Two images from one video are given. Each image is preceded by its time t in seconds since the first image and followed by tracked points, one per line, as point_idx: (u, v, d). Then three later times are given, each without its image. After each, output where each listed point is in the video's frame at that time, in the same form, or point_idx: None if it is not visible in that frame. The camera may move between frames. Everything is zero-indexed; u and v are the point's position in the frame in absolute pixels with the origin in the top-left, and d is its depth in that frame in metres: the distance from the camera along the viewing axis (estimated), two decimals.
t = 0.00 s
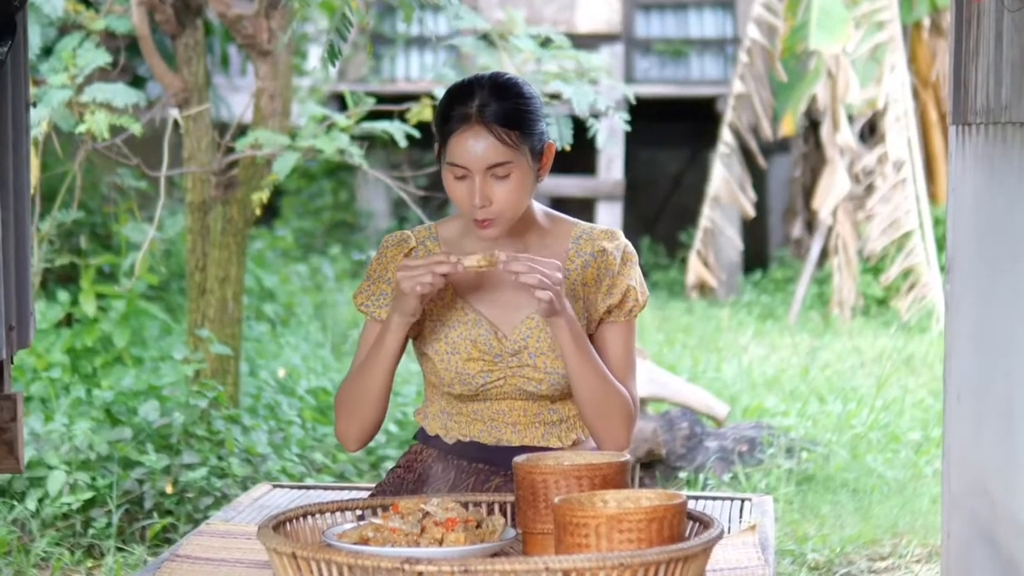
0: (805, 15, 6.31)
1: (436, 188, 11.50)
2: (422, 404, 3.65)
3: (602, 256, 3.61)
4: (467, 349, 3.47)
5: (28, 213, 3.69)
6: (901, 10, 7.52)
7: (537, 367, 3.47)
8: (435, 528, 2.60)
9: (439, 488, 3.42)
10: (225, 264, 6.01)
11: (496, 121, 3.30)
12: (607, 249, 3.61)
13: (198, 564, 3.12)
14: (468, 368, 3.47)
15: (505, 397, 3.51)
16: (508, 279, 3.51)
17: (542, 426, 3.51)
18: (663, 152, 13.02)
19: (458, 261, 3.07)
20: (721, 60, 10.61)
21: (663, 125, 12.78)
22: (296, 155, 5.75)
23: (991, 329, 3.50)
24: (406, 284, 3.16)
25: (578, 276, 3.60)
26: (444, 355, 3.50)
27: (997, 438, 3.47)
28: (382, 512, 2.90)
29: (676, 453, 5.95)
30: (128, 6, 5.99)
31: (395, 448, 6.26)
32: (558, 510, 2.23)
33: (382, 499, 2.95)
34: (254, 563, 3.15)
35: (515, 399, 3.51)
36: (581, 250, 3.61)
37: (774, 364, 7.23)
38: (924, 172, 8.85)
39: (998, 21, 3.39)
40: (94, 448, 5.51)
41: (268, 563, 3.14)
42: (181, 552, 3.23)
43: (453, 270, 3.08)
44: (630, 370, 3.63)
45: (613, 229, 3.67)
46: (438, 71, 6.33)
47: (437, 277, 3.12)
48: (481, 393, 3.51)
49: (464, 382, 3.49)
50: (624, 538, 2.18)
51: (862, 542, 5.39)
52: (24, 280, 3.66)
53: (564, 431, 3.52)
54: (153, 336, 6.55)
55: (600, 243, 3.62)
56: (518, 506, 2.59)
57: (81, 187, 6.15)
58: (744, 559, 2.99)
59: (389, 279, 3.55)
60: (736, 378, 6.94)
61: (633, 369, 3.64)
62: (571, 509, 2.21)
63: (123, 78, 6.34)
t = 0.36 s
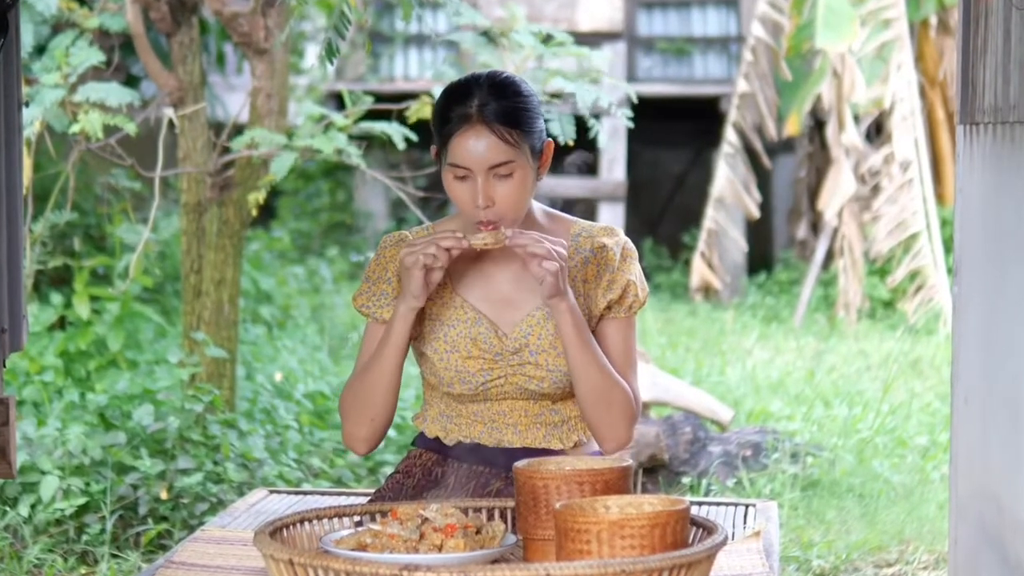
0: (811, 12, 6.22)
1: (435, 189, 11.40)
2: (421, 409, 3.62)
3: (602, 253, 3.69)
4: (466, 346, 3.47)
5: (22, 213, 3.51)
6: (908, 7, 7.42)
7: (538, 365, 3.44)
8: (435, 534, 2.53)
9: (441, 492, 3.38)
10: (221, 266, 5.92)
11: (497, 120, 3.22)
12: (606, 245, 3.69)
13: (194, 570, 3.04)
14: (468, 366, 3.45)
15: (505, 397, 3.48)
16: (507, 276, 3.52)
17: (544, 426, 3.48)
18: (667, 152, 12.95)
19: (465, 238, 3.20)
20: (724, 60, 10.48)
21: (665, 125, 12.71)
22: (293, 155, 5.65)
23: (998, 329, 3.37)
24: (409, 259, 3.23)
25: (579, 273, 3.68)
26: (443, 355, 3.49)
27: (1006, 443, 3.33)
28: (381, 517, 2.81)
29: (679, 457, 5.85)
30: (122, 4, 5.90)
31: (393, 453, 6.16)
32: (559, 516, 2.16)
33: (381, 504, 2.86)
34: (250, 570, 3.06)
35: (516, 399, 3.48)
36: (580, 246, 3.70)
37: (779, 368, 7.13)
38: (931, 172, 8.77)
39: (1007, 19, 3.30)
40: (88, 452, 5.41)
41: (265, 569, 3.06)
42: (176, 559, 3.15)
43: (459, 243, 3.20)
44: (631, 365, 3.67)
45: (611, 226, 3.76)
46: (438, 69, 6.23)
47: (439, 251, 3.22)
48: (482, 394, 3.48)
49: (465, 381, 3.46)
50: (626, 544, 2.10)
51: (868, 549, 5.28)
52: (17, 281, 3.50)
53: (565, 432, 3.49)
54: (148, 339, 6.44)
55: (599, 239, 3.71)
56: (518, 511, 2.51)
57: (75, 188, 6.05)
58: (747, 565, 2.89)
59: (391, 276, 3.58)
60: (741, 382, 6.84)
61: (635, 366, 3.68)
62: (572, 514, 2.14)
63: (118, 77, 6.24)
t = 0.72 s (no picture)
0: (816, 11, 6.13)
1: (434, 189, 11.31)
2: (420, 411, 3.61)
3: (602, 254, 3.60)
4: (466, 349, 3.44)
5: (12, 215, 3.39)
6: (915, 5, 7.31)
7: (539, 366, 3.42)
8: (433, 541, 2.50)
9: (439, 497, 3.34)
10: (216, 268, 5.83)
11: (496, 118, 3.13)
12: (607, 246, 3.60)
13: None
14: (467, 369, 3.42)
15: (505, 401, 3.45)
16: (506, 277, 3.49)
17: (544, 430, 3.46)
18: (670, 152, 12.85)
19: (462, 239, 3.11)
20: (728, 58, 10.43)
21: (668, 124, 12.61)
22: (290, 155, 5.56)
23: (1008, 330, 3.22)
24: (406, 263, 3.14)
25: (580, 274, 3.59)
26: (442, 357, 3.46)
27: (1016, 443, 3.20)
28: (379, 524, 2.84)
29: (683, 463, 5.75)
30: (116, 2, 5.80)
31: (392, 458, 6.07)
32: (562, 522, 2.21)
33: (379, 511, 2.90)
34: None
35: (516, 402, 3.45)
36: (581, 248, 3.61)
37: (784, 371, 7.02)
38: (939, 172, 8.67)
39: (1016, 16, 3.15)
40: (81, 457, 5.31)
41: None
42: (170, 565, 3.08)
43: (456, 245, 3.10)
44: (634, 368, 3.59)
45: (613, 227, 3.66)
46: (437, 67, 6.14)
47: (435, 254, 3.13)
48: (482, 397, 3.45)
49: (464, 383, 3.43)
50: (629, 550, 2.16)
51: (874, 555, 5.18)
52: (8, 286, 3.38)
53: (566, 436, 3.47)
54: (142, 342, 6.34)
55: (600, 240, 3.61)
56: (519, 518, 2.55)
57: (67, 189, 5.94)
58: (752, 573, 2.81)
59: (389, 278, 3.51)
60: (745, 386, 6.73)
61: (638, 369, 3.60)
62: (574, 520, 2.19)
63: (111, 76, 6.13)
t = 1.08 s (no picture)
0: (822, 8, 6.04)
1: (433, 191, 11.22)
2: (419, 415, 3.51)
3: (605, 256, 3.48)
4: (467, 352, 3.39)
5: None
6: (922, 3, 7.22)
7: (540, 370, 3.35)
8: (432, 548, 2.48)
9: (438, 504, 3.28)
10: (212, 270, 5.73)
11: (498, 117, 3.04)
12: (610, 248, 3.48)
13: None
14: (468, 373, 3.37)
15: (506, 406, 3.38)
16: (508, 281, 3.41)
17: (545, 435, 3.37)
18: (673, 152, 12.76)
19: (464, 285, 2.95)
20: (732, 57, 10.36)
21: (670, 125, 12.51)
22: (287, 155, 5.46)
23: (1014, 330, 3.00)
24: (412, 328, 2.96)
25: (582, 278, 3.46)
26: (443, 362, 3.40)
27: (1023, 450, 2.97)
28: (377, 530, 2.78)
29: (686, 468, 5.67)
30: None
31: (390, 463, 5.97)
32: (563, 528, 2.13)
33: (377, 517, 2.82)
34: None
35: (517, 407, 3.37)
36: (583, 250, 3.49)
37: (789, 375, 6.92)
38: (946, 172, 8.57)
39: None
40: (74, 462, 5.21)
41: None
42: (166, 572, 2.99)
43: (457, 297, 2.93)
44: (638, 374, 3.49)
45: (615, 228, 3.54)
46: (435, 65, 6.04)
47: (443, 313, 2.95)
48: (482, 401, 3.37)
49: (464, 387, 3.36)
50: (631, 558, 2.08)
51: (880, 562, 5.08)
52: None
53: (569, 441, 3.37)
54: (136, 345, 6.25)
55: (603, 242, 3.49)
56: (520, 524, 2.46)
57: (61, 189, 5.85)
58: None
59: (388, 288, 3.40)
60: (749, 390, 6.64)
61: (643, 376, 3.52)
62: (575, 527, 2.11)
63: (105, 75, 6.04)
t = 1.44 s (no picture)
0: (828, 7, 5.95)
1: (431, 191, 11.14)
2: (419, 419, 3.45)
3: (609, 258, 3.44)
4: (467, 355, 3.30)
5: None
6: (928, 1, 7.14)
7: (542, 374, 3.28)
8: (431, 554, 2.43)
9: (437, 510, 3.22)
10: (207, 272, 5.65)
11: (499, 122, 3.00)
12: (614, 250, 3.43)
13: None
14: (467, 376, 3.29)
15: (507, 410, 3.31)
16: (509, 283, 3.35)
17: (547, 440, 3.30)
18: (675, 152, 12.67)
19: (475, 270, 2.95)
20: (736, 55, 10.27)
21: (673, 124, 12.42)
22: (284, 156, 5.37)
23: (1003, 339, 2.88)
24: (430, 326, 2.95)
25: (585, 280, 3.42)
26: (443, 363, 3.31)
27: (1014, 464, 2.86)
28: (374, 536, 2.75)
29: (689, 474, 5.59)
30: None
31: (389, 469, 5.88)
32: (564, 536, 2.11)
33: (375, 523, 2.79)
34: None
35: (518, 411, 3.31)
36: (586, 252, 3.44)
37: (794, 379, 6.82)
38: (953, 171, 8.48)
39: None
40: (67, 467, 5.11)
41: None
42: None
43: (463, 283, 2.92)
44: (643, 379, 3.41)
45: (619, 230, 3.50)
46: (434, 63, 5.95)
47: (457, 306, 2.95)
48: (483, 405, 3.31)
49: (464, 391, 3.29)
50: (633, 565, 2.07)
51: (887, 569, 4.98)
52: None
53: (570, 446, 3.31)
54: (130, 349, 6.15)
55: (607, 244, 3.45)
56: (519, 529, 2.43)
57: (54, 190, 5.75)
58: None
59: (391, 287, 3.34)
60: (754, 394, 6.54)
61: (647, 378, 3.42)
62: (577, 533, 2.09)
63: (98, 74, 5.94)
